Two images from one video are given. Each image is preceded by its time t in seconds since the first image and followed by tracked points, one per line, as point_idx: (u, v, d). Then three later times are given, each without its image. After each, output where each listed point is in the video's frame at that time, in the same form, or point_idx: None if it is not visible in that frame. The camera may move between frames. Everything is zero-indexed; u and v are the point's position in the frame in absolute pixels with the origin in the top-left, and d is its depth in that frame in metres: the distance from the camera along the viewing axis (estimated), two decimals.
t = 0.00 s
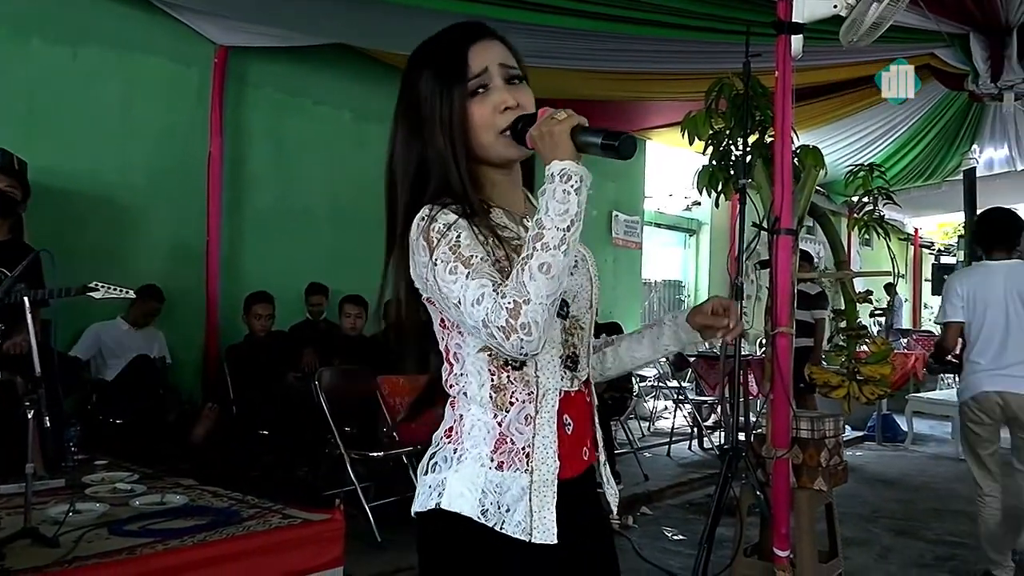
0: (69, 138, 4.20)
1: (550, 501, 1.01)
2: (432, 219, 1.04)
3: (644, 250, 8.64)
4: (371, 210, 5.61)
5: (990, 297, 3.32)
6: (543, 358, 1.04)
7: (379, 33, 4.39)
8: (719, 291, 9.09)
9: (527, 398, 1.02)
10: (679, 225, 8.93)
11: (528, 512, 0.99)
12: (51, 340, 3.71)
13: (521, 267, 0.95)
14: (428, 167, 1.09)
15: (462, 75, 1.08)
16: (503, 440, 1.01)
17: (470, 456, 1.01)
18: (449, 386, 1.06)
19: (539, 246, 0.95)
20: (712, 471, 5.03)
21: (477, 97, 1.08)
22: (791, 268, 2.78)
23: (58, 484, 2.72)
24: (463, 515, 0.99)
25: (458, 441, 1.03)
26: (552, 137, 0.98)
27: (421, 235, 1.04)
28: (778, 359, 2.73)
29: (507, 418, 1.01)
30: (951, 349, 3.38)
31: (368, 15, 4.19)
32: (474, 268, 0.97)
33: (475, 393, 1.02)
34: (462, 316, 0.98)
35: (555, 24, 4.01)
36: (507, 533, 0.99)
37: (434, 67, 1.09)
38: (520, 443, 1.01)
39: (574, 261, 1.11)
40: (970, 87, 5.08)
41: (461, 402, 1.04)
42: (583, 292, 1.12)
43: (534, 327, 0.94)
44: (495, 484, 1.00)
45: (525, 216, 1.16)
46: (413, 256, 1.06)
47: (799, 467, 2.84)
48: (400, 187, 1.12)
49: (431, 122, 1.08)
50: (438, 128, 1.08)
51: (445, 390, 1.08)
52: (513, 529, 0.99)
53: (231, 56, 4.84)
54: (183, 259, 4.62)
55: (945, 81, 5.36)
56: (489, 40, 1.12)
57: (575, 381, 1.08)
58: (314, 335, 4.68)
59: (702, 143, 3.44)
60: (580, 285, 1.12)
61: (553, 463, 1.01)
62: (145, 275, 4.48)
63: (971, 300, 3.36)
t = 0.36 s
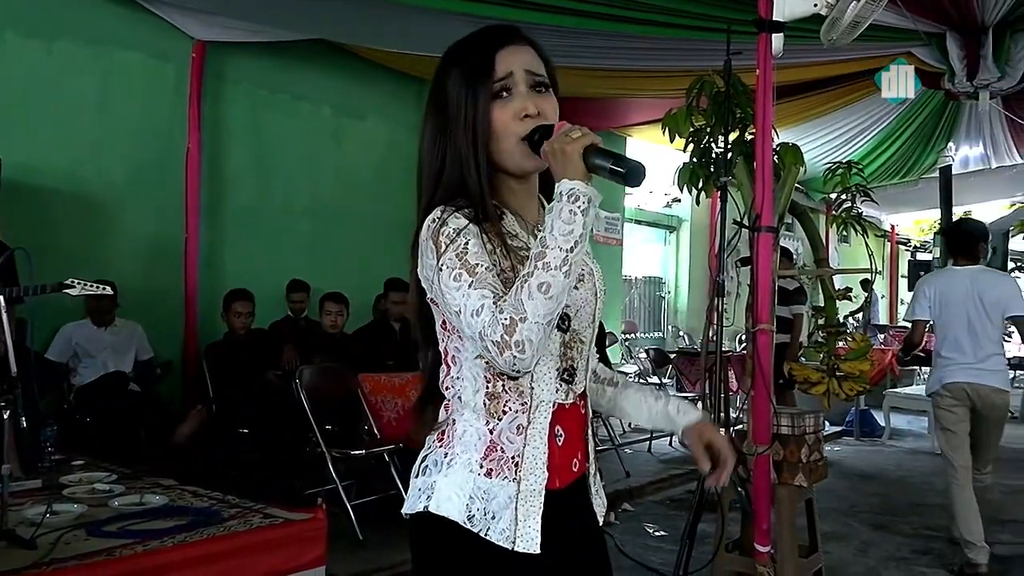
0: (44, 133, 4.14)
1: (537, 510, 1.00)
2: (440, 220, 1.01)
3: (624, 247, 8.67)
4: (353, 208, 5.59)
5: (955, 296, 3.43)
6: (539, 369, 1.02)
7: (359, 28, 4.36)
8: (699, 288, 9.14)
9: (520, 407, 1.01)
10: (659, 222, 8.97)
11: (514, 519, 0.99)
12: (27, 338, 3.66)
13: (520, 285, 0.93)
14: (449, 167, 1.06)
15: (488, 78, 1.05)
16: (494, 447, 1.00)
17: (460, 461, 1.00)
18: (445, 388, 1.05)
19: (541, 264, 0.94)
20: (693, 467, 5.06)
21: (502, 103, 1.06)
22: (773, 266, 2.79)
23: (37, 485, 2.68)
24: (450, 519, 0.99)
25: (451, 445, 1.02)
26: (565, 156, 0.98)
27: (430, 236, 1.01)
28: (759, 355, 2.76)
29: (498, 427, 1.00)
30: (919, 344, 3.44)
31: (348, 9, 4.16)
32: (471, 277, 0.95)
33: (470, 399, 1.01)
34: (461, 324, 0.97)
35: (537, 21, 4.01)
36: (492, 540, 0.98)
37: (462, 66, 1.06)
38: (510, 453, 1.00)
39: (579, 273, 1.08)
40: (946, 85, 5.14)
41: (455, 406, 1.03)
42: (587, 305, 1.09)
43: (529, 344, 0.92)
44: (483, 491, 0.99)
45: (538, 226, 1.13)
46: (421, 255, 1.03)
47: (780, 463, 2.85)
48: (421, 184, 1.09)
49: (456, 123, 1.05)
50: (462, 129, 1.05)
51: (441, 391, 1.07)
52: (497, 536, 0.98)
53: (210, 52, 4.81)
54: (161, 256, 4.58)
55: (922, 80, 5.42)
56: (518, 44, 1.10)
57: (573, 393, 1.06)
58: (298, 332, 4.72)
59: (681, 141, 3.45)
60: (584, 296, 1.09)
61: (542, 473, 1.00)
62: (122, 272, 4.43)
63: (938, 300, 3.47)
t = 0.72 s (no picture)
0: (26, 131, 4.10)
1: (517, 505, 1.00)
2: (426, 202, 1.00)
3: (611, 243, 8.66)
4: (340, 204, 5.57)
5: (937, 286, 3.82)
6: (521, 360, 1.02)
7: (342, 22, 4.33)
8: (686, 283, 9.16)
9: (501, 398, 1.01)
10: (646, 218, 8.97)
11: (496, 515, 0.99)
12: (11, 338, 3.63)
13: (516, 269, 0.95)
14: (438, 146, 1.05)
15: (485, 60, 1.04)
16: (474, 440, 1.00)
17: (439, 455, 0.99)
18: (420, 377, 1.04)
19: (537, 250, 0.96)
20: (682, 462, 5.07)
21: (497, 87, 1.05)
22: (760, 262, 2.80)
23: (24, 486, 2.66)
24: (429, 516, 0.98)
25: (428, 439, 1.01)
26: (564, 141, 1.02)
27: (415, 217, 1.00)
28: (748, 350, 2.77)
29: (479, 418, 1.00)
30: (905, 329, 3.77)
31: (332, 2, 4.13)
32: (460, 262, 0.95)
33: (449, 389, 1.00)
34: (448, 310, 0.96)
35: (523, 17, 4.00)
36: (473, 536, 0.98)
37: (459, 46, 1.05)
38: (491, 445, 1.00)
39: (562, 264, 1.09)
40: (931, 80, 5.17)
41: (432, 397, 1.02)
42: (568, 299, 1.11)
43: (522, 330, 0.93)
44: (464, 485, 0.99)
45: (520, 215, 1.13)
46: (406, 237, 1.02)
47: (769, 458, 2.86)
48: (408, 161, 1.08)
49: (449, 102, 1.04)
50: (455, 110, 1.04)
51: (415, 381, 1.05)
52: (479, 532, 0.98)
53: (195, 48, 4.77)
54: (147, 254, 4.55)
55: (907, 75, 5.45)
56: (516, 29, 1.09)
57: (553, 385, 1.07)
58: (286, 330, 4.70)
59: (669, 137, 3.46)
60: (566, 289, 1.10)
61: (523, 466, 1.01)
62: (107, 271, 4.40)
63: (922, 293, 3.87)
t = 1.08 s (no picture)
0: (16, 137, 4.08)
1: (474, 520, 0.97)
2: (384, 199, 0.94)
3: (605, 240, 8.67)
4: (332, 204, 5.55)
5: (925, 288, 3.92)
6: (474, 367, 0.98)
7: (333, 23, 4.32)
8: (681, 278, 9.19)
9: (457, 408, 0.97)
10: (639, 213, 8.98)
11: (455, 531, 0.95)
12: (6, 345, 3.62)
13: (497, 269, 0.90)
14: (393, 143, 0.98)
15: (445, 55, 0.99)
16: (430, 453, 0.95)
17: (395, 472, 0.93)
18: (366, 388, 0.97)
19: (520, 249, 0.92)
20: (680, 457, 5.09)
21: (456, 83, 1.00)
22: (756, 256, 2.79)
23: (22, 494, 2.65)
24: (389, 537, 0.92)
25: (380, 455, 0.94)
26: (543, 141, 0.99)
27: (375, 215, 0.94)
28: (744, 344, 2.76)
29: (435, 430, 0.95)
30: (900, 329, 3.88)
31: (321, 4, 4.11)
32: (429, 262, 0.90)
33: (401, 400, 0.94)
34: (416, 313, 0.91)
35: (513, 15, 3.99)
36: (434, 554, 0.93)
37: (413, 38, 0.99)
38: (448, 458, 0.96)
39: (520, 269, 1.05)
40: (921, 72, 5.18)
41: (381, 409, 0.95)
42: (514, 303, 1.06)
43: (507, 333, 0.88)
44: (424, 502, 0.94)
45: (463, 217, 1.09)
46: (360, 235, 0.95)
47: (768, 452, 2.87)
48: (354, 156, 1.01)
49: (405, 97, 0.98)
50: (412, 106, 0.97)
51: (358, 393, 0.98)
52: (441, 550, 0.94)
53: (184, 51, 4.76)
54: (138, 259, 4.53)
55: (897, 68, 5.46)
56: (466, 23, 1.03)
57: (500, 392, 1.03)
58: (280, 330, 4.68)
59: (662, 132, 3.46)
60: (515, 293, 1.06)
61: (478, 477, 0.98)
62: (100, 276, 4.37)
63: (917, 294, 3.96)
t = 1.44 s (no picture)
0: (19, 142, 4.10)
1: (467, 518, 0.99)
2: (367, 201, 0.93)
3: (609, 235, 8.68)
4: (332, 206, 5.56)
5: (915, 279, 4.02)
6: (460, 366, 0.99)
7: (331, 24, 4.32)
8: (686, 273, 9.19)
9: (446, 408, 0.97)
10: (643, 208, 8.98)
11: (451, 531, 0.96)
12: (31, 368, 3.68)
13: (495, 266, 0.91)
14: (367, 142, 0.97)
15: (419, 51, 0.98)
16: (422, 455, 0.95)
17: (388, 475, 0.93)
18: (352, 392, 0.96)
19: (515, 246, 0.92)
20: (688, 451, 5.10)
21: (429, 80, 0.99)
22: (761, 250, 2.79)
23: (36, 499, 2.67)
24: (385, 543, 0.92)
25: (371, 459, 0.94)
26: (526, 136, 0.99)
27: (359, 217, 0.93)
28: (751, 336, 2.78)
29: (425, 430, 0.95)
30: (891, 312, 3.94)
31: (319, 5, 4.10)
32: (422, 262, 0.90)
33: (390, 402, 0.94)
34: (410, 315, 0.90)
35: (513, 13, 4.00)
36: (431, 554, 0.94)
37: (383, 34, 0.98)
38: (439, 457, 0.96)
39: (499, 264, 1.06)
40: (922, 62, 5.17)
41: (369, 414, 0.95)
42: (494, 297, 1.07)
43: (507, 329, 0.89)
44: (418, 503, 0.94)
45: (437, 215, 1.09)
46: (342, 238, 0.94)
47: (776, 444, 2.87)
48: (325, 154, 0.99)
49: (377, 95, 0.96)
50: (385, 103, 0.96)
51: (343, 398, 0.97)
52: (439, 550, 0.94)
53: (186, 56, 4.77)
54: (143, 263, 4.54)
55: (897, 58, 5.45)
56: (436, 19, 1.02)
57: (485, 390, 1.04)
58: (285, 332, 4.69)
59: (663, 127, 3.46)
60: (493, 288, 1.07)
61: (469, 474, 0.99)
62: (105, 282, 4.39)
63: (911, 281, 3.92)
